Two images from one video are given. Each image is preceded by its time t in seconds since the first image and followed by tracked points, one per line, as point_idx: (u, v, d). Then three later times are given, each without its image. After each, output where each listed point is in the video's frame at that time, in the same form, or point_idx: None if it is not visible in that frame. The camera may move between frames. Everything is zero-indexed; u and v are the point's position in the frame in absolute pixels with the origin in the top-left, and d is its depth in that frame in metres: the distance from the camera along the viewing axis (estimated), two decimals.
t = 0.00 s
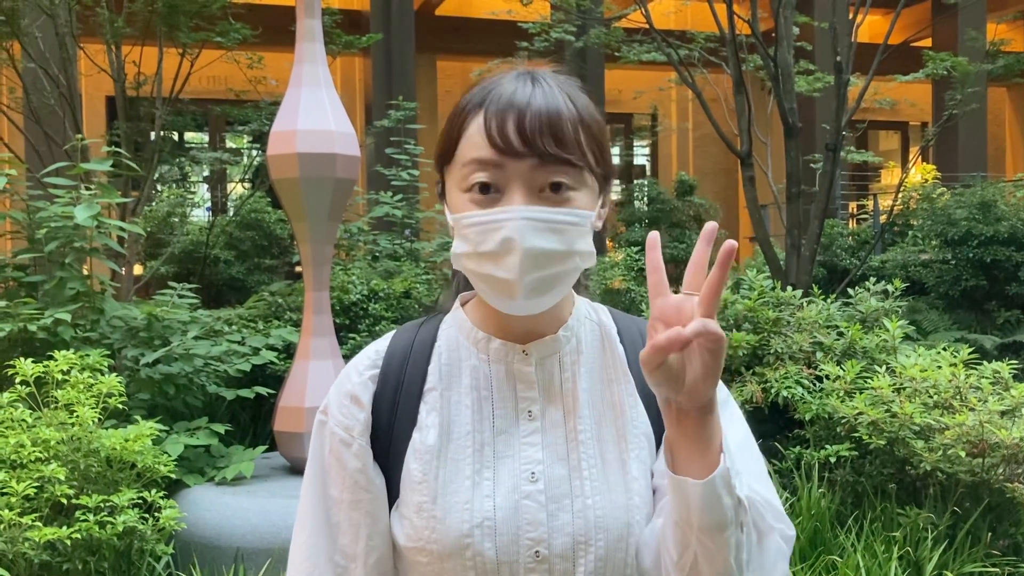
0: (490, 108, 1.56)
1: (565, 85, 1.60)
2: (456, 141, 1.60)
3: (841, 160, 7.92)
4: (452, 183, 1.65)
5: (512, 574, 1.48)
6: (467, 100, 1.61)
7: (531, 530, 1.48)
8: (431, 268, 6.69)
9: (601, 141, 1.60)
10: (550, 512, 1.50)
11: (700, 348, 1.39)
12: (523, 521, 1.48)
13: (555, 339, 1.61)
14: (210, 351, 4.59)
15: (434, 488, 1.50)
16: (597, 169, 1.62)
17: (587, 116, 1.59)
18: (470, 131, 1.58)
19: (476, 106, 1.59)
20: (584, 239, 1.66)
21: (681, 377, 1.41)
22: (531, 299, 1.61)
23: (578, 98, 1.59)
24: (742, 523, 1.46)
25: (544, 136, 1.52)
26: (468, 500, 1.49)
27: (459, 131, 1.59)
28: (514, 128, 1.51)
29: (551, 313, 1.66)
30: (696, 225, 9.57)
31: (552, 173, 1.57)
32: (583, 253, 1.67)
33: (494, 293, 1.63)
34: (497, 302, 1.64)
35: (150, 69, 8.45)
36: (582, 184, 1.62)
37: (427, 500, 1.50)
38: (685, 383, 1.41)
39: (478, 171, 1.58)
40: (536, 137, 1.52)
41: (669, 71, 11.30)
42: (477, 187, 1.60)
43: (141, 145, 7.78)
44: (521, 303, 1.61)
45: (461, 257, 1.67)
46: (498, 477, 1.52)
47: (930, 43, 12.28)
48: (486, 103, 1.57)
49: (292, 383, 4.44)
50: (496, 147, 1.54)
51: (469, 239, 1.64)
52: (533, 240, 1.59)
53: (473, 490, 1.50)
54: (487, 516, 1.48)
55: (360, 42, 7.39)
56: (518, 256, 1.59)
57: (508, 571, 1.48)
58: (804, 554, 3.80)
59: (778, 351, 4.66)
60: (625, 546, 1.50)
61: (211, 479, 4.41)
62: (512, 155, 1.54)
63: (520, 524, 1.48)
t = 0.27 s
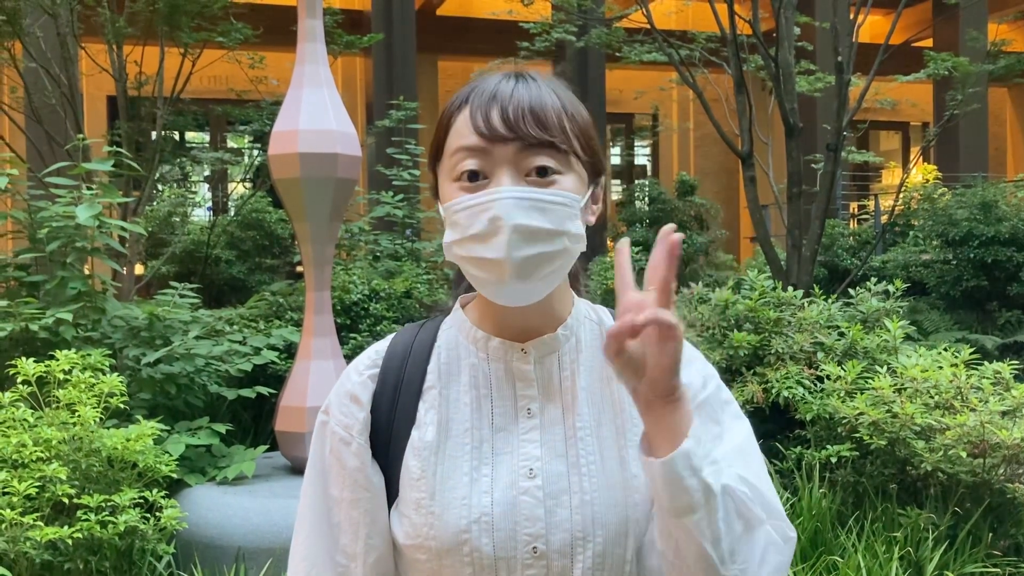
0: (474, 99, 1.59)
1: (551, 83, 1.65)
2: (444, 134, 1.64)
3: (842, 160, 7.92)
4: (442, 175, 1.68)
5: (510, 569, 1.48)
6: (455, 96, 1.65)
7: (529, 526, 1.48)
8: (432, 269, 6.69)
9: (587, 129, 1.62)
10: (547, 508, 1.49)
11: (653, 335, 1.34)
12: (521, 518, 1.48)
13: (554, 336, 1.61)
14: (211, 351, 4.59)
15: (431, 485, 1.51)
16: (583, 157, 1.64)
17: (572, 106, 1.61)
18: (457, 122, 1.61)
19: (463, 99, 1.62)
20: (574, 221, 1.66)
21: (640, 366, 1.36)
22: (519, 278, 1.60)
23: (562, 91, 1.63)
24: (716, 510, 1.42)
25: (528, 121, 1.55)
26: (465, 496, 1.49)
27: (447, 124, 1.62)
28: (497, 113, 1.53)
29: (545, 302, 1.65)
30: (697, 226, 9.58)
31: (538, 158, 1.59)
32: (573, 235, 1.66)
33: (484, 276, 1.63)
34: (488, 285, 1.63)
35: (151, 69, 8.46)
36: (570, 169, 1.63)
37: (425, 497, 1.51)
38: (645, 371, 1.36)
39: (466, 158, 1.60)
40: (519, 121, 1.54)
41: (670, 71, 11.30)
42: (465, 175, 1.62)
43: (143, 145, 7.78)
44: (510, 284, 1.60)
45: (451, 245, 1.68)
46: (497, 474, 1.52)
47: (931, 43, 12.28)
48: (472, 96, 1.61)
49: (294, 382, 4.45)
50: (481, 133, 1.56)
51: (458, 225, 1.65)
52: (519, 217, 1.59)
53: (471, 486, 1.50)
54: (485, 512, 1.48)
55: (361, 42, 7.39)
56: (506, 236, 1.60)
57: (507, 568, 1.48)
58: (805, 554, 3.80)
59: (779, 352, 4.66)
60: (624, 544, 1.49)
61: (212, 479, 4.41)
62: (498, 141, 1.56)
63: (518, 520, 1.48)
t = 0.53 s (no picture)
0: (475, 92, 1.60)
1: (551, 76, 1.65)
2: (444, 127, 1.64)
3: (843, 160, 7.91)
4: (442, 168, 1.68)
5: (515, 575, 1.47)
6: (455, 89, 1.65)
7: (534, 531, 1.47)
8: (433, 268, 6.68)
9: (587, 122, 1.63)
10: (554, 513, 1.49)
11: (678, 373, 1.40)
12: (526, 523, 1.48)
13: (556, 338, 1.61)
14: (212, 350, 4.59)
15: (435, 490, 1.50)
16: (584, 150, 1.65)
17: (572, 98, 1.62)
18: (457, 115, 1.62)
19: (463, 93, 1.63)
20: (575, 214, 1.67)
21: (659, 397, 1.41)
22: (518, 269, 1.61)
23: (562, 84, 1.64)
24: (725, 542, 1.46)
25: (528, 113, 1.55)
26: (470, 502, 1.49)
27: (447, 117, 1.63)
28: (498, 106, 1.54)
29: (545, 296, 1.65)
30: (697, 225, 9.57)
31: (539, 150, 1.60)
32: (573, 228, 1.67)
33: (484, 269, 1.63)
34: (488, 279, 1.64)
35: (152, 68, 8.46)
36: (570, 161, 1.64)
37: (428, 502, 1.49)
38: (663, 402, 1.41)
39: (466, 150, 1.60)
40: (520, 113, 1.55)
41: (671, 70, 11.30)
42: (466, 167, 1.62)
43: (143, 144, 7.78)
44: (512, 276, 1.61)
45: (451, 238, 1.68)
46: (501, 479, 1.51)
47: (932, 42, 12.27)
48: (472, 90, 1.61)
49: (295, 381, 4.45)
50: (482, 125, 1.56)
51: (459, 217, 1.65)
52: (521, 209, 1.60)
53: (476, 491, 1.50)
54: (490, 518, 1.48)
55: (361, 41, 7.39)
56: (506, 227, 1.61)
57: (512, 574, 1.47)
58: (806, 554, 3.80)
59: (780, 351, 4.66)
60: (630, 548, 1.50)
61: (213, 477, 4.42)
62: (498, 133, 1.57)
63: (523, 526, 1.48)
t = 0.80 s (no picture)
0: (465, 88, 1.60)
1: (540, 71, 1.66)
2: (434, 125, 1.64)
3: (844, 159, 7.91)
4: (434, 165, 1.68)
5: None
6: (444, 87, 1.65)
7: (538, 536, 1.47)
8: (433, 267, 6.68)
9: (579, 115, 1.63)
10: (557, 517, 1.49)
11: (680, 386, 1.39)
12: (530, 528, 1.47)
13: (554, 337, 1.61)
14: (212, 348, 4.59)
15: (436, 496, 1.49)
16: (577, 144, 1.65)
17: (563, 92, 1.63)
18: (447, 111, 1.62)
19: (453, 90, 1.63)
20: (568, 206, 1.67)
21: (660, 409, 1.40)
22: (514, 263, 1.59)
23: (552, 78, 1.64)
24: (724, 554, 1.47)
25: (519, 106, 1.55)
26: (472, 508, 1.48)
27: (437, 114, 1.63)
28: (489, 99, 1.54)
29: (542, 294, 1.65)
30: (697, 224, 9.57)
31: (531, 143, 1.60)
32: (567, 221, 1.67)
33: (479, 264, 1.62)
34: (482, 274, 1.63)
35: (152, 66, 8.46)
36: (562, 155, 1.64)
37: (430, 508, 1.49)
38: (664, 414, 1.40)
39: (458, 145, 1.60)
40: (510, 106, 1.55)
41: (671, 69, 11.30)
42: (458, 162, 1.62)
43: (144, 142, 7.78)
44: (507, 271, 1.59)
45: (445, 235, 1.68)
46: (503, 483, 1.51)
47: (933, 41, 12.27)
48: (462, 86, 1.62)
49: (295, 380, 4.45)
50: (473, 120, 1.56)
51: (452, 213, 1.65)
52: (515, 201, 1.59)
53: (477, 496, 1.50)
54: (494, 523, 1.47)
55: (362, 40, 7.39)
56: (500, 220, 1.60)
57: None
58: (806, 552, 3.80)
59: (780, 350, 4.66)
60: (634, 549, 1.51)
61: (213, 476, 4.42)
62: (489, 127, 1.57)
63: (527, 530, 1.47)
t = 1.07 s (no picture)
0: (455, 85, 1.60)
1: (531, 67, 1.66)
2: (425, 122, 1.64)
3: (844, 158, 7.90)
4: (425, 164, 1.67)
5: None
6: (435, 84, 1.65)
7: (536, 545, 1.47)
8: (433, 265, 6.68)
9: (572, 110, 1.63)
10: (555, 525, 1.48)
11: (670, 383, 1.39)
12: (528, 537, 1.47)
13: (550, 340, 1.61)
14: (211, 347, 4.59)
15: (432, 505, 1.49)
16: (570, 140, 1.65)
17: (555, 88, 1.63)
18: (438, 109, 1.62)
19: (442, 87, 1.63)
20: (563, 205, 1.67)
21: (651, 409, 1.40)
22: (507, 261, 1.60)
23: (544, 74, 1.64)
24: (721, 559, 1.45)
25: (511, 103, 1.55)
26: (469, 517, 1.48)
27: (427, 111, 1.63)
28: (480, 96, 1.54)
29: (538, 293, 1.65)
30: (697, 223, 9.57)
31: (523, 140, 1.59)
32: (562, 219, 1.67)
33: (472, 265, 1.62)
34: (475, 275, 1.63)
35: (152, 65, 8.47)
36: (556, 151, 1.64)
37: (426, 518, 1.49)
38: (656, 414, 1.40)
39: (450, 143, 1.60)
40: (502, 102, 1.55)
41: (672, 68, 11.29)
42: (450, 160, 1.61)
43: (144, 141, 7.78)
44: (502, 270, 1.59)
45: (438, 235, 1.68)
46: (499, 491, 1.51)
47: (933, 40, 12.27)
48: (451, 83, 1.61)
49: (294, 378, 4.45)
50: (464, 117, 1.56)
51: (445, 211, 1.65)
52: (509, 199, 1.59)
53: (474, 505, 1.49)
54: (491, 533, 1.47)
55: (362, 38, 7.39)
56: (495, 217, 1.60)
57: None
58: (806, 551, 3.80)
59: (780, 348, 4.66)
60: (634, 555, 1.50)
61: (213, 475, 4.42)
62: (481, 123, 1.56)
63: (525, 539, 1.47)
